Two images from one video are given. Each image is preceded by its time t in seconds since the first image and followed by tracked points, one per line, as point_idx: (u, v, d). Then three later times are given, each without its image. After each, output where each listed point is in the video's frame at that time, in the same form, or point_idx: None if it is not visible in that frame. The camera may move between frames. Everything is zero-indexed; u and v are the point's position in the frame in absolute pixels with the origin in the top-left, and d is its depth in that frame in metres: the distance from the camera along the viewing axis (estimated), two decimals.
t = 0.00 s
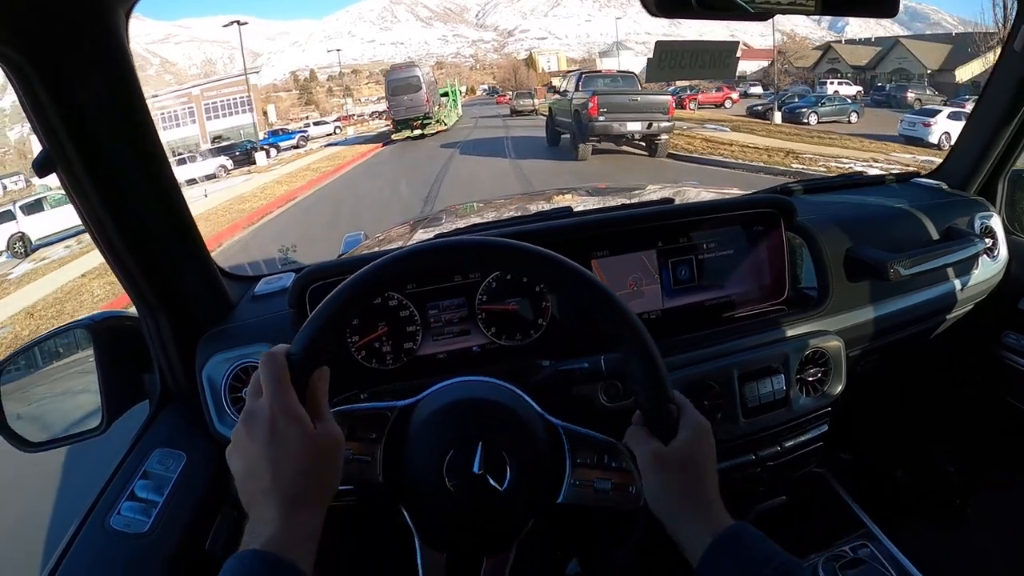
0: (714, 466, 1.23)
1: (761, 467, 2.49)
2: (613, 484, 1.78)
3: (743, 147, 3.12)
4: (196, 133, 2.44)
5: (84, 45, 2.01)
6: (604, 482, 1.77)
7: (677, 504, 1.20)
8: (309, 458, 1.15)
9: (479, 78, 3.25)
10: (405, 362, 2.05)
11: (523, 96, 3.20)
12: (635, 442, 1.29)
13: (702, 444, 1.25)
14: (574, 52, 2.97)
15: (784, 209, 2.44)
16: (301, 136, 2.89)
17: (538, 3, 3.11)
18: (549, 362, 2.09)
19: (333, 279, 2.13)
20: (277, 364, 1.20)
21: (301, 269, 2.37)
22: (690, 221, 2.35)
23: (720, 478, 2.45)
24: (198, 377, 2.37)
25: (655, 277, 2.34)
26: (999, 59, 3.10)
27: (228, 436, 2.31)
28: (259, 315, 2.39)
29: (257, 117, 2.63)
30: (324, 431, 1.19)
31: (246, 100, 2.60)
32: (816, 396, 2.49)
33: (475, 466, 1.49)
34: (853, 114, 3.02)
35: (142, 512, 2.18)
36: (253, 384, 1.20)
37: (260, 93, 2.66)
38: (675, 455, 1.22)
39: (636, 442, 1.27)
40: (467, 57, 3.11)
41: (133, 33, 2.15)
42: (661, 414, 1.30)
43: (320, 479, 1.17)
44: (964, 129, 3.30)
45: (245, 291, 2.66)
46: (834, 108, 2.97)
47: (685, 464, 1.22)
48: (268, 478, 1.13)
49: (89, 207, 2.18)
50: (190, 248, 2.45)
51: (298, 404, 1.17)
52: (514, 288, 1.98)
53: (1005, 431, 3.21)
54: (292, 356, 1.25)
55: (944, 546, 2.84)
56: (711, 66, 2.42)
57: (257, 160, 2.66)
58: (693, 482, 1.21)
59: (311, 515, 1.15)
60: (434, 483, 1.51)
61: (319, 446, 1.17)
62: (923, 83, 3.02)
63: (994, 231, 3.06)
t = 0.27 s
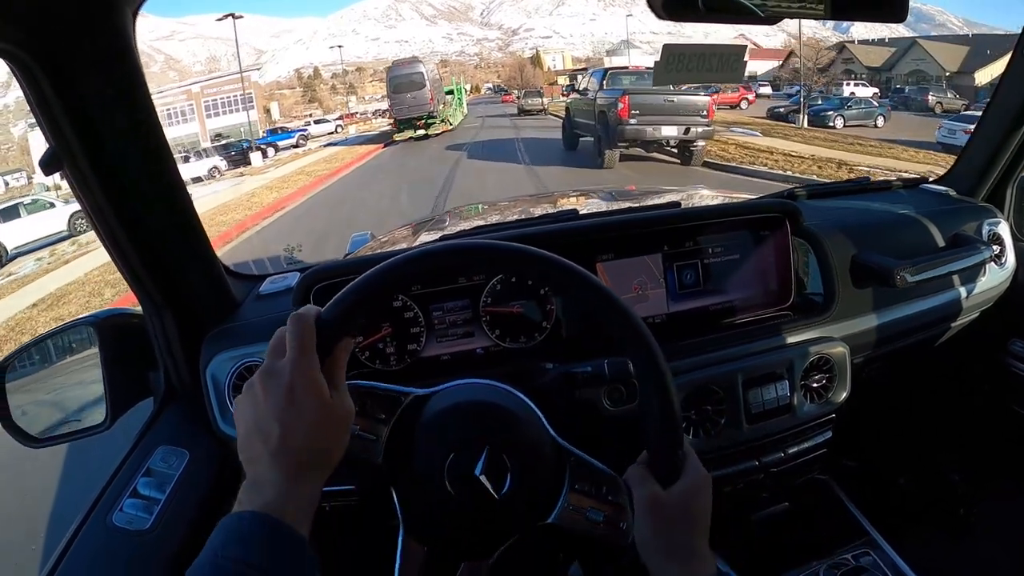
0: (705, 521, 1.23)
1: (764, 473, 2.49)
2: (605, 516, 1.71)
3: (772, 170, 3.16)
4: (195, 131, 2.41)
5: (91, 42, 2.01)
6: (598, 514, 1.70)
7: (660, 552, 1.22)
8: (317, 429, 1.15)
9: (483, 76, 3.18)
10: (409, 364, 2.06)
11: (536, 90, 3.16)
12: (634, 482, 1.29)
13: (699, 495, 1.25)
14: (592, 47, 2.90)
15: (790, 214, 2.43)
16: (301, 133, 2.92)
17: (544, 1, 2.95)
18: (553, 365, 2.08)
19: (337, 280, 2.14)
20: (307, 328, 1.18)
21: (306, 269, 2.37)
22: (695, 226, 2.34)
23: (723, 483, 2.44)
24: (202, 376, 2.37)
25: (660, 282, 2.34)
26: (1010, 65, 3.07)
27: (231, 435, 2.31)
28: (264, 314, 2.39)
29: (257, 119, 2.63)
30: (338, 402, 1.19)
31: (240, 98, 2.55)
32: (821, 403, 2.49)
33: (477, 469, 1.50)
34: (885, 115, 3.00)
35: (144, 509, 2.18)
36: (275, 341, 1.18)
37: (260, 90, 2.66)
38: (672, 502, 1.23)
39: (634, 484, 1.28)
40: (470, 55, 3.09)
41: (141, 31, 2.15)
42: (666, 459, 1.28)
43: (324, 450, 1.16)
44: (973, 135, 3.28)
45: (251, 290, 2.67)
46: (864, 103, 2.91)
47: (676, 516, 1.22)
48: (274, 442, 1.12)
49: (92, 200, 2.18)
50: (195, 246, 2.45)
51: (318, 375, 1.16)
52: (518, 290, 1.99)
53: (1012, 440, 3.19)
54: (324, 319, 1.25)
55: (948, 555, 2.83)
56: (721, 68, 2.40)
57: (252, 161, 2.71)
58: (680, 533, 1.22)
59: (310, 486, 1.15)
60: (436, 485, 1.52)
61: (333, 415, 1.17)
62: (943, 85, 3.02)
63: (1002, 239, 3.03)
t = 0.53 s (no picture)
0: (700, 549, 1.26)
1: (768, 475, 2.50)
2: (599, 534, 1.72)
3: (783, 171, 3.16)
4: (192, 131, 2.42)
5: (104, 43, 2.04)
6: (593, 530, 1.71)
7: None
8: (339, 400, 1.10)
9: (485, 75, 3.33)
10: (417, 363, 2.09)
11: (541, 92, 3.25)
12: (634, 505, 1.31)
13: (698, 523, 1.28)
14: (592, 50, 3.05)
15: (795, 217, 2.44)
16: (298, 135, 2.97)
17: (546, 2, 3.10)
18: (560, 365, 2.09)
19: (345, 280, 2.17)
20: (341, 300, 1.14)
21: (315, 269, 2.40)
22: (703, 228, 2.36)
23: (727, 485, 2.46)
24: (212, 373, 2.40)
25: (666, 283, 2.36)
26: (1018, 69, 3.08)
27: (240, 432, 2.34)
28: (273, 314, 2.42)
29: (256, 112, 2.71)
30: (362, 380, 1.13)
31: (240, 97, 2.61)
32: (825, 405, 2.50)
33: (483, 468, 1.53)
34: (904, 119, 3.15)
35: (153, 504, 2.20)
36: (306, 310, 1.15)
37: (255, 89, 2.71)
38: (672, 528, 1.25)
39: (635, 508, 1.30)
40: (472, 55, 3.15)
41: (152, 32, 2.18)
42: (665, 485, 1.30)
43: (343, 423, 1.11)
44: (979, 140, 3.28)
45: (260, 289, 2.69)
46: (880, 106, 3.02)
47: (672, 542, 1.25)
48: (294, 408, 1.07)
49: (104, 197, 2.21)
50: (204, 241, 2.47)
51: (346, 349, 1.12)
52: (525, 291, 2.00)
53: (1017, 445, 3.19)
54: (359, 298, 1.24)
55: (952, 559, 2.83)
56: (728, 73, 2.47)
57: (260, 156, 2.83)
58: (675, 560, 1.25)
59: (325, 456, 1.09)
60: (443, 485, 1.55)
61: (352, 395, 1.11)
62: (960, 88, 3.16)
63: (1009, 243, 3.04)
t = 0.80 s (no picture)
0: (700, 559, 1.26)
1: (773, 478, 2.50)
2: (603, 537, 1.69)
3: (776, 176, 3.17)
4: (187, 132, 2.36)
5: (117, 40, 2.06)
6: (596, 533, 1.69)
7: None
8: (349, 392, 1.10)
9: (487, 76, 3.76)
10: (425, 361, 2.11)
11: (541, 91, 3.73)
12: (638, 512, 1.31)
13: (701, 532, 1.29)
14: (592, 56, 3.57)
15: (805, 221, 2.45)
16: (292, 137, 3.00)
17: (546, 7, 3.58)
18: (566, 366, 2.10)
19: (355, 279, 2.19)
20: (356, 294, 1.14)
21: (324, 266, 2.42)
22: (710, 230, 2.36)
23: (733, 488, 2.46)
24: (220, 369, 2.41)
25: (674, 285, 2.36)
26: None
27: (248, 429, 2.35)
28: (283, 311, 2.43)
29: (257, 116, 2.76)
30: (373, 372, 1.13)
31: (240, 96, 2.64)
32: (832, 409, 2.50)
33: (490, 466, 1.54)
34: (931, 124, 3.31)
35: (160, 498, 2.21)
36: (322, 301, 1.16)
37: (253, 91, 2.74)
38: (675, 535, 1.26)
39: (638, 514, 1.30)
40: (472, 54, 3.46)
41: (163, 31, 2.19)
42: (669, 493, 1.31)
43: (351, 415, 1.11)
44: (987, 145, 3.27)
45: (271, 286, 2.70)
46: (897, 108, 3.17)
47: (674, 550, 1.25)
48: (304, 398, 1.08)
49: (114, 190, 2.22)
50: (214, 237, 2.48)
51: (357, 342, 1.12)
52: (534, 291, 2.00)
53: None
54: (373, 293, 1.25)
55: (957, 565, 2.83)
56: (737, 74, 2.50)
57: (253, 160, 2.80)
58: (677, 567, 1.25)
59: (333, 446, 1.10)
60: (450, 482, 1.55)
61: (362, 385, 1.11)
62: (978, 93, 3.24)
63: (1016, 248, 3.03)
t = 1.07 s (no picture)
0: (703, 563, 1.24)
1: (777, 481, 2.46)
2: (602, 540, 1.64)
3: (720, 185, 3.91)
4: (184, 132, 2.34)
5: (119, 38, 2.05)
6: (595, 534, 1.63)
7: None
8: (347, 390, 1.09)
9: (484, 76, 3.75)
10: (426, 360, 2.10)
11: (545, 92, 3.75)
12: (639, 515, 1.29)
13: (703, 536, 1.26)
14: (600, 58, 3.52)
15: (812, 222, 2.43)
16: (283, 140, 3.01)
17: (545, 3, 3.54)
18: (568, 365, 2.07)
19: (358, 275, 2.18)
20: (353, 292, 1.14)
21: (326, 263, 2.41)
22: (715, 229, 2.35)
23: (736, 490, 2.43)
24: (221, 366, 2.40)
25: (679, 285, 2.34)
26: None
27: (248, 426, 2.34)
28: (285, 308, 2.42)
29: (252, 117, 2.76)
30: (369, 374, 1.12)
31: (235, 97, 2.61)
32: (836, 412, 2.48)
33: (489, 466, 1.53)
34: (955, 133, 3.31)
35: (159, 495, 2.20)
36: (318, 301, 1.15)
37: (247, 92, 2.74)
38: (675, 538, 1.23)
39: (640, 517, 1.28)
40: (473, 54, 3.54)
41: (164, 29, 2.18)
42: (672, 494, 1.29)
43: (349, 415, 1.10)
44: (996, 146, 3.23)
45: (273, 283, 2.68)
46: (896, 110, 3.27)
47: (677, 555, 1.22)
48: (301, 396, 1.07)
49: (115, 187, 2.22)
50: (217, 234, 2.47)
51: (354, 340, 1.11)
52: (536, 290, 1.98)
53: None
54: (371, 291, 1.24)
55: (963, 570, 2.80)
56: (744, 72, 2.41)
57: (240, 163, 2.70)
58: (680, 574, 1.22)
59: (331, 444, 1.09)
60: (448, 482, 1.54)
61: (358, 388, 1.10)
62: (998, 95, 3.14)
63: None
